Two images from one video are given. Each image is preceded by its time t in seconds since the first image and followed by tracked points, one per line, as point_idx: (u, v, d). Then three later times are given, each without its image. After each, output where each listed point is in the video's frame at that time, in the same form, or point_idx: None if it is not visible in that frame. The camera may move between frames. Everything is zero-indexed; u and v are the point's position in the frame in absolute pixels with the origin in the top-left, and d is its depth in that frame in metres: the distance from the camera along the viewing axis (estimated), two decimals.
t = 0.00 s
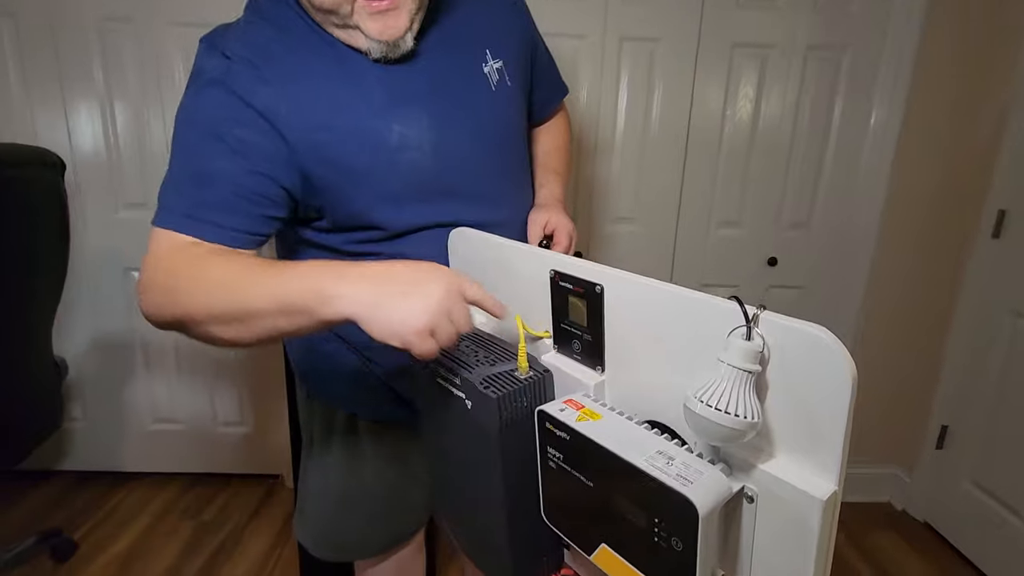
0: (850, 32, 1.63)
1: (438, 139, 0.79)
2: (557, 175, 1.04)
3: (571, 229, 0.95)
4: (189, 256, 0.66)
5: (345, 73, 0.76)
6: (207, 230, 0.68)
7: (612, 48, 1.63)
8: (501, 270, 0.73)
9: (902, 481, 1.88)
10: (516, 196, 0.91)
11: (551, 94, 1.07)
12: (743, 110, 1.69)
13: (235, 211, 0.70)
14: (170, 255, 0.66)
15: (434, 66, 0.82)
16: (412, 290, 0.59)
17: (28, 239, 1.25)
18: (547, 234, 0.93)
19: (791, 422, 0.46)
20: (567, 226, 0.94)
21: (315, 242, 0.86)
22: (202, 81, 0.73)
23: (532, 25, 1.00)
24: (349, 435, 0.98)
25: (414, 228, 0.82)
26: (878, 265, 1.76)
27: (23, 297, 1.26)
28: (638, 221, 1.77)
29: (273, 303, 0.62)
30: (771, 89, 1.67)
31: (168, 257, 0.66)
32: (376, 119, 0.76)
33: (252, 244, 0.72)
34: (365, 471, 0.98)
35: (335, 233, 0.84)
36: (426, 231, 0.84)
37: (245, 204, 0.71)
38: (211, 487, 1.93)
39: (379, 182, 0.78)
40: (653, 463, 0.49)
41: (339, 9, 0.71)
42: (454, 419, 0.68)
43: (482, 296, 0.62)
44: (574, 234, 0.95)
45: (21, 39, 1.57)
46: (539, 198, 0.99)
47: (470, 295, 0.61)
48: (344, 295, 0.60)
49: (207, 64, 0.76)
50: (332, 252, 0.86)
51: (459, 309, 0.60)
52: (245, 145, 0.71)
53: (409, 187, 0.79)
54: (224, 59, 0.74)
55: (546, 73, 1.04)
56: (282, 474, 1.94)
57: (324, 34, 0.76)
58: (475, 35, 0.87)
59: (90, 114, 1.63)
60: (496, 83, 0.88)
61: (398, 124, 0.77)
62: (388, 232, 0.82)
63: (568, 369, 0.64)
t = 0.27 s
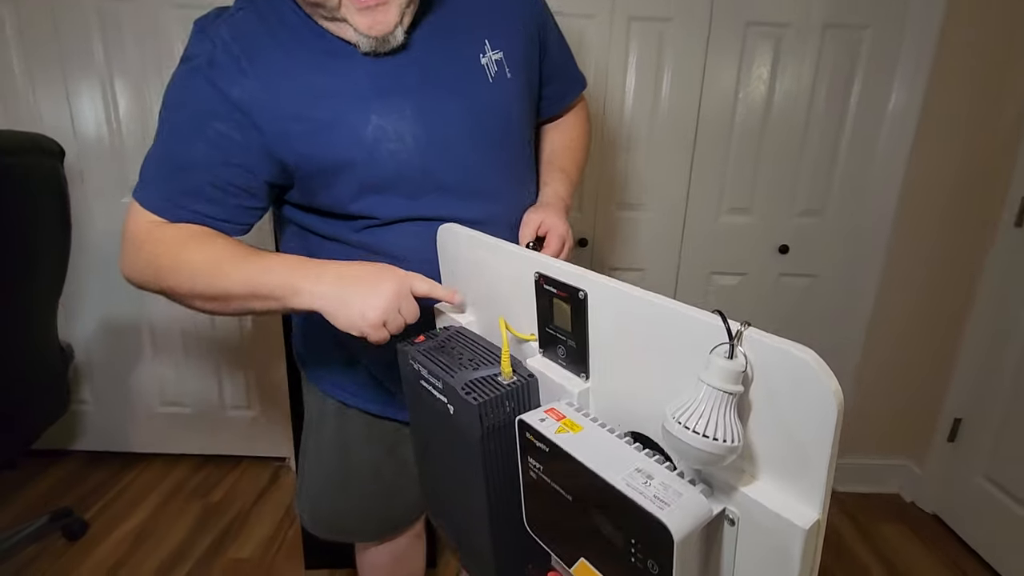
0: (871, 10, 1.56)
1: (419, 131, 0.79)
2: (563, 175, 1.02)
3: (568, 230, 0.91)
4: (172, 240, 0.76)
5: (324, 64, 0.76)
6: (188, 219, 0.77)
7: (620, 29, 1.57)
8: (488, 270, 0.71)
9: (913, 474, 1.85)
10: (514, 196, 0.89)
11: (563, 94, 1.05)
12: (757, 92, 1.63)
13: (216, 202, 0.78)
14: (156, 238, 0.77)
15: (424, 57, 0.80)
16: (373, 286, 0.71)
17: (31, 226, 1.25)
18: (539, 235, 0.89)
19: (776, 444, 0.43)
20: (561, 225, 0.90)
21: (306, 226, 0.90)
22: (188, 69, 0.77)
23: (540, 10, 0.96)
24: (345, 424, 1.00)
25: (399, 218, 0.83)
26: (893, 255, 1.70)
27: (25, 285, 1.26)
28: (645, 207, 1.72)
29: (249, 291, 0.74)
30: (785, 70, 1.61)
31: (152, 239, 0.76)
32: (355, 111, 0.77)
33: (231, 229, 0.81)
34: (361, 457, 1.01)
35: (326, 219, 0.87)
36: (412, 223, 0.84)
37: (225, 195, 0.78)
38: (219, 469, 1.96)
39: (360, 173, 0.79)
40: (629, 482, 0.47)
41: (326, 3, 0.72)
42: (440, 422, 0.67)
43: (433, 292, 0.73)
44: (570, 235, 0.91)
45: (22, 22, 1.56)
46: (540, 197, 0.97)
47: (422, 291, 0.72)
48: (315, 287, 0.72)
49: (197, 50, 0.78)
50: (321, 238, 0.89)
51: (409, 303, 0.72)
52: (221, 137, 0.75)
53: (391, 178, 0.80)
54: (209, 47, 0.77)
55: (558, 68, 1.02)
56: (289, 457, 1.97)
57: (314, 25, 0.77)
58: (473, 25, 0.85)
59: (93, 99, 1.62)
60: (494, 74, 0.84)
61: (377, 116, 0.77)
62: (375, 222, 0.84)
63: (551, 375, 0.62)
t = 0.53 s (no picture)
0: None
1: (411, 120, 0.76)
2: (569, 166, 0.98)
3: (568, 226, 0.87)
4: (176, 232, 0.78)
5: (316, 49, 0.74)
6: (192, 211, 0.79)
7: (629, 7, 1.52)
8: (475, 267, 0.69)
9: (921, 466, 1.81)
10: (510, 188, 0.86)
11: (572, 83, 1.01)
12: (771, 73, 1.56)
13: (214, 192, 0.79)
14: (162, 228, 0.79)
15: (418, 43, 0.77)
16: (358, 295, 0.71)
17: (31, 211, 1.25)
18: (536, 230, 0.85)
19: (757, 464, 0.42)
20: (560, 220, 0.86)
21: (300, 213, 0.88)
22: (182, 52, 0.75)
23: None
24: (344, 413, 1.00)
25: (390, 207, 0.81)
26: (908, 243, 1.64)
27: (25, 271, 1.27)
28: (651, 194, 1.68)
29: (244, 287, 0.77)
30: (800, 49, 1.54)
31: (158, 229, 0.79)
32: (343, 98, 0.74)
33: (232, 217, 0.82)
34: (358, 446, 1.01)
35: (319, 207, 0.85)
36: (401, 214, 0.81)
37: (221, 184, 0.78)
38: (226, 451, 1.98)
39: (349, 161, 0.77)
40: (606, 497, 0.45)
41: None
42: (423, 423, 0.66)
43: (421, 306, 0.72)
44: (569, 231, 0.86)
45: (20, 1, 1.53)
46: (542, 189, 0.93)
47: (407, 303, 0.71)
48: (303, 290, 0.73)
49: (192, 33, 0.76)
50: (315, 227, 0.87)
51: (394, 316, 0.71)
52: (215, 125, 0.74)
53: (380, 167, 0.78)
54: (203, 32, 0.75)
55: (568, 55, 0.98)
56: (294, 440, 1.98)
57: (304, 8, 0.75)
58: (473, 10, 0.82)
59: (94, 80, 1.60)
60: (493, 62, 0.81)
61: (366, 103, 0.74)
62: (366, 211, 0.82)
63: (535, 378, 0.61)
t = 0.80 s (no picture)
0: None
1: (409, 101, 0.74)
2: (575, 149, 0.94)
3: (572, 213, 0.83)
4: (175, 210, 0.77)
5: (313, 26, 0.71)
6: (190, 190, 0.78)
7: None
8: (467, 255, 0.67)
9: (929, 455, 1.79)
10: (509, 171, 0.83)
11: (578, 63, 0.98)
12: (784, 52, 1.47)
13: (211, 172, 0.77)
14: (160, 206, 0.78)
15: (418, 20, 0.74)
16: (351, 272, 0.70)
17: (31, 191, 1.24)
18: (538, 215, 0.82)
19: (745, 468, 0.40)
20: (564, 206, 0.82)
21: (299, 194, 0.86)
22: (178, 30, 0.73)
23: None
24: (344, 396, 0.99)
25: (386, 189, 0.79)
26: (923, 228, 1.59)
27: (28, 252, 1.27)
28: (656, 175, 1.61)
29: (243, 267, 0.76)
30: (817, 24, 1.44)
31: (156, 208, 0.77)
32: (338, 76, 0.71)
33: (230, 198, 0.80)
34: (357, 429, 1.01)
35: (317, 187, 0.83)
36: (397, 197, 0.80)
37: (218, 164, 0.76)
38: (233, 429, 2.00)
39: (345, 142, 0.75)
40: (590, 497, 0.44)
41: None
42: (413, 413, 0.65)
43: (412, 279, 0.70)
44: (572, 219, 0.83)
45: None
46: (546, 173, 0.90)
47: (397, 277, 0.70)
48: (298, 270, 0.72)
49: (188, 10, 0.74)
50: (314, 208, 0.85)
51: (388, 291, 0.70)
52: (211, 104, 0.72)
53: (377, 148, 0.76)
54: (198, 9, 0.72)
55: (574, 32, 0.94)
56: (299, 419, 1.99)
57: None
58: None
59: (94, 58, 1.58)
60: (495, 41, 0.78)
61: (362, 82, 0.72)
62: (363, 193, 0.80)
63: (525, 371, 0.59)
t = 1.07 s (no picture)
0: None
1: (410, 83, 0.72)
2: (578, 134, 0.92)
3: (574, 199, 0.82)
4: (179, 192, 0.77)
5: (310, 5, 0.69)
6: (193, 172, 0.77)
7: None
8: (465, 242, 0.66)
9: (932, 442, 1.78)
10: (512, 156, 0.81)
11: (584, 45, 0.96)
12: (796, 33, 1.43)
13: (212, 154, 0.76)
14: (165, 188, 0.77)
15: None
16: (351, 255, 0.69)
17: (32, 174, 1.24)
18: (541, 199, 0.81)
19: (739, 463, 0.40)
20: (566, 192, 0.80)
21: (300, 177, 0.85)
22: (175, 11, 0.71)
23: None
24: (346, 379, 0.99)
25: (386, 173, 0.78)
26: (932, 213, 1.56)
27: (31, 235, 1.27)
28: (662, 158, 1.58)
29: (244, 252, 0.76)
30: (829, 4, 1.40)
31: (161, 189, 0.77)
32: (337, 58, 0.70)
33: (231, 180, 0.79)
34: (359, 413, 1.01)
35: (318, 170, 0.82)
36: (399, 180, 0.79)
37: (218, 146, 0.75)
38: (239, 410, 2.02)
39: (345, 125, 0.74)
40: (583, 490, 0.44)
41: None
42: (410, 402, 0.65)
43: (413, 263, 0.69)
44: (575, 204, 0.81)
45: None
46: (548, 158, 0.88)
47: (397, 261, 0.69)
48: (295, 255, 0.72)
49: None
50: (315, 191, 0.84)
51: (388, 274, 0.69)
52: (209, 87, 0.71)
53: (377, 131, 0.74)
54: None
55: (580, 13, 0.92)
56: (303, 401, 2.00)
57: None
58: None
59: (94, 37, 1.57)
60: (498, 22, 0.76)
61: (362, 63, 0.70)
62: (365, 176, 0.79)
63: (522, 360, 0.59)
